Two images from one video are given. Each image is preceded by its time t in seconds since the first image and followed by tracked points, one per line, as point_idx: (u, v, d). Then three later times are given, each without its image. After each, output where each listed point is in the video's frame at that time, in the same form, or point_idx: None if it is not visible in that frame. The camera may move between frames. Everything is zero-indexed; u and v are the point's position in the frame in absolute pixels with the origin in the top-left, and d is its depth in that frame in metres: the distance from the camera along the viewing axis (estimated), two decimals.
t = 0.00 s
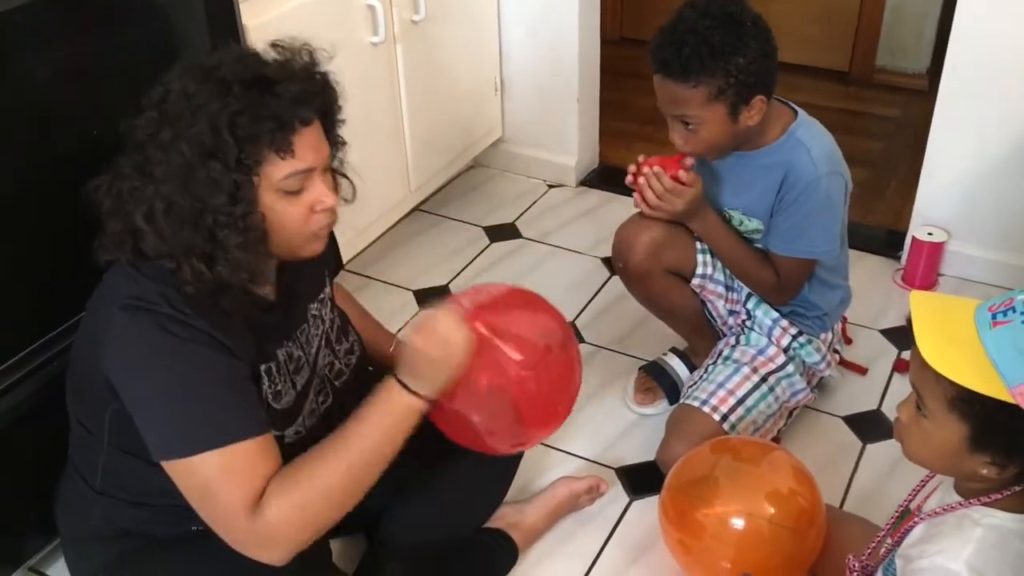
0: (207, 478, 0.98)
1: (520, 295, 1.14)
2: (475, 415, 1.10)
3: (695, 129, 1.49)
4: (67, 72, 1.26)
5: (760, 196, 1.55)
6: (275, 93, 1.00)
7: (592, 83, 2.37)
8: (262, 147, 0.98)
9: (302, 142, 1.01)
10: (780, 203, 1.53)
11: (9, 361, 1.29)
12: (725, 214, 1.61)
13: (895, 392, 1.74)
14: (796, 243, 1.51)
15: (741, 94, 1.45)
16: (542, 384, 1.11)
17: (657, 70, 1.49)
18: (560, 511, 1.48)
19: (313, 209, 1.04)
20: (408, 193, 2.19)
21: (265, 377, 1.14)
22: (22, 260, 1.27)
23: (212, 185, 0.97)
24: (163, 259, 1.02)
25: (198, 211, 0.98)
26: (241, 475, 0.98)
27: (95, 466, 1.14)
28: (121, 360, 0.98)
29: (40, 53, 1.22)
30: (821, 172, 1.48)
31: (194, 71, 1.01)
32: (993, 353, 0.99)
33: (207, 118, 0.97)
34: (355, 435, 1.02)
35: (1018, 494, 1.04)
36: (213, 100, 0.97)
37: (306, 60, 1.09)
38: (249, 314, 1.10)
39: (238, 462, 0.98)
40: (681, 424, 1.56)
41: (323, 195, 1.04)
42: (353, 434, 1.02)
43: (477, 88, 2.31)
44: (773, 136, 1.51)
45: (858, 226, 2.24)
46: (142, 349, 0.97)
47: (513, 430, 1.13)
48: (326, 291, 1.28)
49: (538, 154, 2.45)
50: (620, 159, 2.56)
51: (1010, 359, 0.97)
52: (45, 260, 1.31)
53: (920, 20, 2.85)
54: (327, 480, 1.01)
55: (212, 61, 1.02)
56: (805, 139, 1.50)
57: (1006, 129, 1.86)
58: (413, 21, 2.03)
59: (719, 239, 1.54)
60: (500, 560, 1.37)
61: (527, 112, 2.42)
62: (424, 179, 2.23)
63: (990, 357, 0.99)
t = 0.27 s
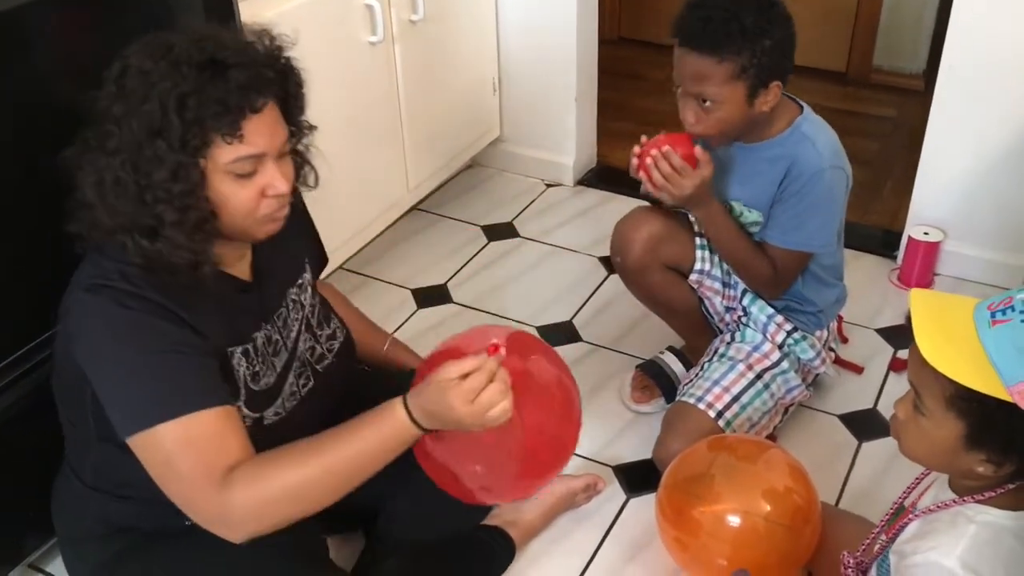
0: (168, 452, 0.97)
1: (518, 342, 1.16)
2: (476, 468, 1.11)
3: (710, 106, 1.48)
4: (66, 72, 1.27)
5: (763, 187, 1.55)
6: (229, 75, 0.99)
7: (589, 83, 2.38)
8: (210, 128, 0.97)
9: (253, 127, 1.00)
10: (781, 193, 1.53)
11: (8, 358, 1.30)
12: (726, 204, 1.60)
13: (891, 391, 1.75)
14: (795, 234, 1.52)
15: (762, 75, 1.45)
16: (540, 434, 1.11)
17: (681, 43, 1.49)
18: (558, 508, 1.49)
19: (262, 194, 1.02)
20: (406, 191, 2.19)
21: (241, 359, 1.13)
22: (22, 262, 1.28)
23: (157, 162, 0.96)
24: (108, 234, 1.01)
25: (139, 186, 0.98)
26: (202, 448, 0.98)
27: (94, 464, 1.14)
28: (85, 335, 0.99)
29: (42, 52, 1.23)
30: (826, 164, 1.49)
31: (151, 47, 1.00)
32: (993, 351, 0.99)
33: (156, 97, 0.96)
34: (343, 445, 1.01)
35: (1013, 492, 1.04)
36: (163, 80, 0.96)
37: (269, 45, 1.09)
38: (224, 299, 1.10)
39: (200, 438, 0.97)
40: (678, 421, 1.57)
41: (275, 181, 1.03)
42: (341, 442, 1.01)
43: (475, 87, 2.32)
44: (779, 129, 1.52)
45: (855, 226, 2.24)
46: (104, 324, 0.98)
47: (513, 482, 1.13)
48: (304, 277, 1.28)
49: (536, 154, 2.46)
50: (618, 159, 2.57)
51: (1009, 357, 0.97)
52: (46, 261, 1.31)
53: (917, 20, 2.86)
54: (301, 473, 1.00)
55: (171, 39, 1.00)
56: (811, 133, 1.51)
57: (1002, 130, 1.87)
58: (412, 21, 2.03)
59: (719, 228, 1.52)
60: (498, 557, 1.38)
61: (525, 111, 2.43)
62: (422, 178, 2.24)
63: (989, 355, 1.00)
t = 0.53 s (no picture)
0: (133, 434, 0.97)
1: (536, 340, 1.13)
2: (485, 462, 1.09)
3: (734, 81, 1.47)
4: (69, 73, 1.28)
5: (773, 174, 1.55)
6: (198, 66, 0.99)
7: (590, 84, 2.39)
8: (179, 119, 0.98)
9: (221, 116, 1.00)
10: (789, 180, 1.53)
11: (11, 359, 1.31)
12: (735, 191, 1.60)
13: (891, 391, 1.75)
14: (799, 224, 1.53)
15: (789, 55, 1.45)
16: (552, 436, 1.08)
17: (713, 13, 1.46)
18: (558, 508, 1.50)
19: (232, 181, 1.03)
20: (407, 192, 2.20)
21: (219, 346, 1.12)
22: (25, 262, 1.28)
23: (128, 152, 0.97)
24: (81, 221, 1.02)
25: (108, 175, 0.99)
26: (169, 433, 0.98)
27: (95, 464, 1.14)
28: (57, 323, 1.00)
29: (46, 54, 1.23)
30: (838, 153, 1.50)
31: (120, 37, 0.99)
32: (997, 350, 1.00)
33: (125, 89, 0.96)
34: (307, 428, 1.02)
35: (1012, 489, 1.05)
36: (132, 71, 0.97)
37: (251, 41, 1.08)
38: (197, 286, 1.10)
39: (166, 420, 0.98)
40: (678, 420, 1.57)
41: (243, 169, 1.04)
42: (306, 425, 1.02)
43: (476, 88, 2.33)
44: (792, 118, 1.52)
45: (855, 227, 2.25)
46: (73, 312, 0.99)
47: (524, 480, 1.10)
48: (287, 264, 1.26)
49: (536, 154, 2.47)
50: (618, 160, 2.57)
51: (1014, 356, 0.98)
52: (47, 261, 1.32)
53: (915, 22, 2.87)
54: (265, 460, 1.00)
55: (139, 28, 1.00)
56: (823, 123, 1.52)
57: (1002, 131, 1.88)
58: (412, 23, 2.04)
59: (726, 209, 1.50)
60: (499, 556, 1.38)
61: (525, 112, 2.43)
62: (422, 179, 2.24)
63: (993, 354, 1.00)
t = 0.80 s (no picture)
0: (120, 433, 0.97)
1: (527, 330, 1.15)
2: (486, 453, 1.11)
3: (745, 72, 1.47)
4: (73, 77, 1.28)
5: (777, 168, 1.55)
6: (189, 72, 0.99)
7: (592, 87, 2.39)
8: (174, 126, 0.97)
9: (213, 120, 1.01)
10: (794, 175, 1.53)
11: (14, 361, 1.32)
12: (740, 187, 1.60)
13: (892, 394, 1.76)
14: (801, 218, 1.52)
15: (801, 48, 1.46)
16: (549, 423, 1.10)
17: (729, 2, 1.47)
18: (560, 510, 1.50)
19: (223, 180, 1.04)
20: (409, 195, 2.20)
21: (202, 344, 1.12)
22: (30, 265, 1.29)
23: (124, 162, 0.96)
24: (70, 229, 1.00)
25: (102, 184, 0.98)
26: (160, 429, 0.97)
27: (96, 466, 1.15)
28: (43, 326, 1.00)
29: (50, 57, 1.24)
30: (843, 148, 1.50)
31: (105, 42, 0.98)
32: (999, 353, 1.00)
33: (116, 96, 0.95)
34: (293, 403, 1.04)
35: (1012, 491, 1.05)
36: (123, 79, 0.95)
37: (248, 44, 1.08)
38: (183, 280, 1.10)
39: (154, 417, 0.97)
40: (679, 421, 1.57)
41: (235, 168, 1.04)
42: (292, 401, 1.04)
43: (477, 92, 2.33)
44: (798, 115, 1.53)
45: (856, 230, 2.26)
46: (62, 315, 0.99)
47: (526, 468, 1.12)
48: (274, 259, 1.25)
49: (537, 158, 2.47)
50: (620, 163, 2.58)
51: (1017, 359, 0.98)
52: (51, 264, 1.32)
53: (917, 26, 2.87)
54: (254, 446, 1.01)
55: (121, 33, 0.98)
56: (829, 120, 1.52)
57: (1004, 134, 1.88)
58: (415, 26, 2.05)
59: (728, 205, 1.50)
60: (500, 558, 1.38)
61: (527, 116, 2.44)
62: (424, 182, 2.25)
63: (996, 356, 1.00)
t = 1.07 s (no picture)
0: (127, 443, 0.97)
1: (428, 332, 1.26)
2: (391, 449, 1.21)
3: (747, 75, 1.48)
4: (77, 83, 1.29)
5: (776, 172, 1.56)
6: (192, 86, 0.99)
7: (593, 92, 2.40)
8: (179, 140, 0.98)
9: (217, 134, 1.01)
10: (795, 179, 1.54)
11: (17, 365, 1.32)
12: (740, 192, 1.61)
13: (893, 399, 1.76)
14: (802, 222, 1.52)
15: (803, 51, 1.47)
16: (451, 413, 1.22)
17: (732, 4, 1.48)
18: (561, 515, 1.50)
19: (226, 190, 1.04)
20: (411, 200, 2.21)
21: (206, 350, 1.13)
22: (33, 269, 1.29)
23: (131, 179, 0.97)
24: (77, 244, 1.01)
25: (110, 201, 0.98)
26: (164, 439, 0.98)
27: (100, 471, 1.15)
28: (45, 337, 1.00)
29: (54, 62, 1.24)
30: (843, 153, 1.51)
31: (105, 57, 0.98)
32: (1001, 361, 1.00)
33: (120, 113, 0.95)
34: (295, 404, 1.05)
35: (1015, 499, 1.06)
36: (127, 95, 0.96)
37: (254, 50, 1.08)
38: (188, 289, 1.10)
39: (161, 427, 0.98)
40: (681, 427, 1.58)
41: (238, 176, 1.04)
42: (294, 402, 1.06)
43: (479, 97, 2.34)
44: (798, 120, 1.53)
45: (856, 236, 2.26)
46: (65, 329, 0.99)
47: (430, 462, 1.23)
48: (275, 262, 1.25)
49: (539, 162, 2.48)
50: (621, 168, 2.58)
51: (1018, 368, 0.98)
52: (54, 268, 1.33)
53: (918, 32, 2.88)
54: (259, 451, 1.02)
55: (122, 48, 0.99)
56: (828, 125, 1.53)
57: (1005, 140, 1.89)
58: (417, 32, 2.05)
59: (729, 210, 1.50)
60: (502, 562, 1.38)
61: (528, 121, 2.44)
62: (426, 187, 2.25)
63: (997, 364, 1.01)
